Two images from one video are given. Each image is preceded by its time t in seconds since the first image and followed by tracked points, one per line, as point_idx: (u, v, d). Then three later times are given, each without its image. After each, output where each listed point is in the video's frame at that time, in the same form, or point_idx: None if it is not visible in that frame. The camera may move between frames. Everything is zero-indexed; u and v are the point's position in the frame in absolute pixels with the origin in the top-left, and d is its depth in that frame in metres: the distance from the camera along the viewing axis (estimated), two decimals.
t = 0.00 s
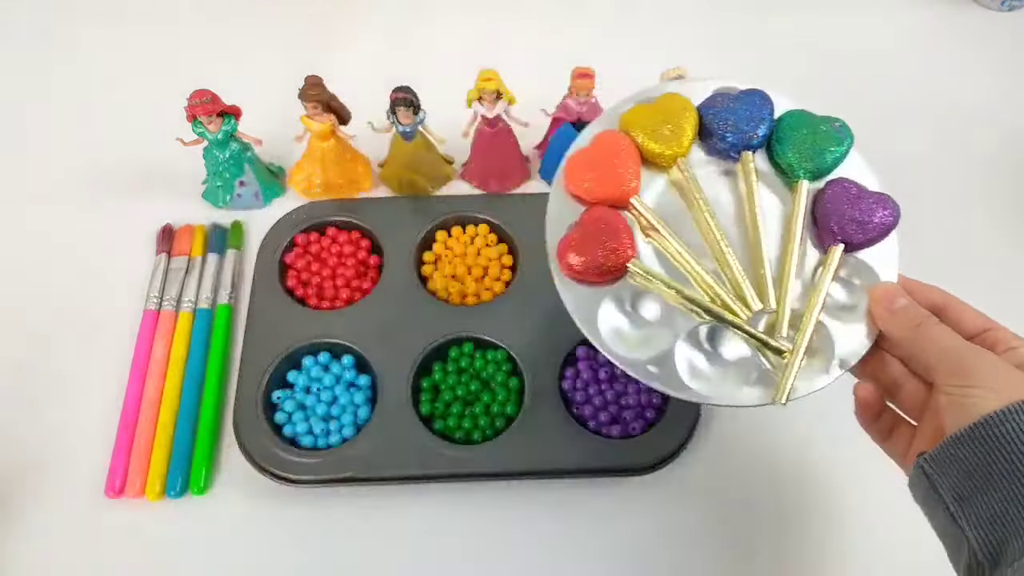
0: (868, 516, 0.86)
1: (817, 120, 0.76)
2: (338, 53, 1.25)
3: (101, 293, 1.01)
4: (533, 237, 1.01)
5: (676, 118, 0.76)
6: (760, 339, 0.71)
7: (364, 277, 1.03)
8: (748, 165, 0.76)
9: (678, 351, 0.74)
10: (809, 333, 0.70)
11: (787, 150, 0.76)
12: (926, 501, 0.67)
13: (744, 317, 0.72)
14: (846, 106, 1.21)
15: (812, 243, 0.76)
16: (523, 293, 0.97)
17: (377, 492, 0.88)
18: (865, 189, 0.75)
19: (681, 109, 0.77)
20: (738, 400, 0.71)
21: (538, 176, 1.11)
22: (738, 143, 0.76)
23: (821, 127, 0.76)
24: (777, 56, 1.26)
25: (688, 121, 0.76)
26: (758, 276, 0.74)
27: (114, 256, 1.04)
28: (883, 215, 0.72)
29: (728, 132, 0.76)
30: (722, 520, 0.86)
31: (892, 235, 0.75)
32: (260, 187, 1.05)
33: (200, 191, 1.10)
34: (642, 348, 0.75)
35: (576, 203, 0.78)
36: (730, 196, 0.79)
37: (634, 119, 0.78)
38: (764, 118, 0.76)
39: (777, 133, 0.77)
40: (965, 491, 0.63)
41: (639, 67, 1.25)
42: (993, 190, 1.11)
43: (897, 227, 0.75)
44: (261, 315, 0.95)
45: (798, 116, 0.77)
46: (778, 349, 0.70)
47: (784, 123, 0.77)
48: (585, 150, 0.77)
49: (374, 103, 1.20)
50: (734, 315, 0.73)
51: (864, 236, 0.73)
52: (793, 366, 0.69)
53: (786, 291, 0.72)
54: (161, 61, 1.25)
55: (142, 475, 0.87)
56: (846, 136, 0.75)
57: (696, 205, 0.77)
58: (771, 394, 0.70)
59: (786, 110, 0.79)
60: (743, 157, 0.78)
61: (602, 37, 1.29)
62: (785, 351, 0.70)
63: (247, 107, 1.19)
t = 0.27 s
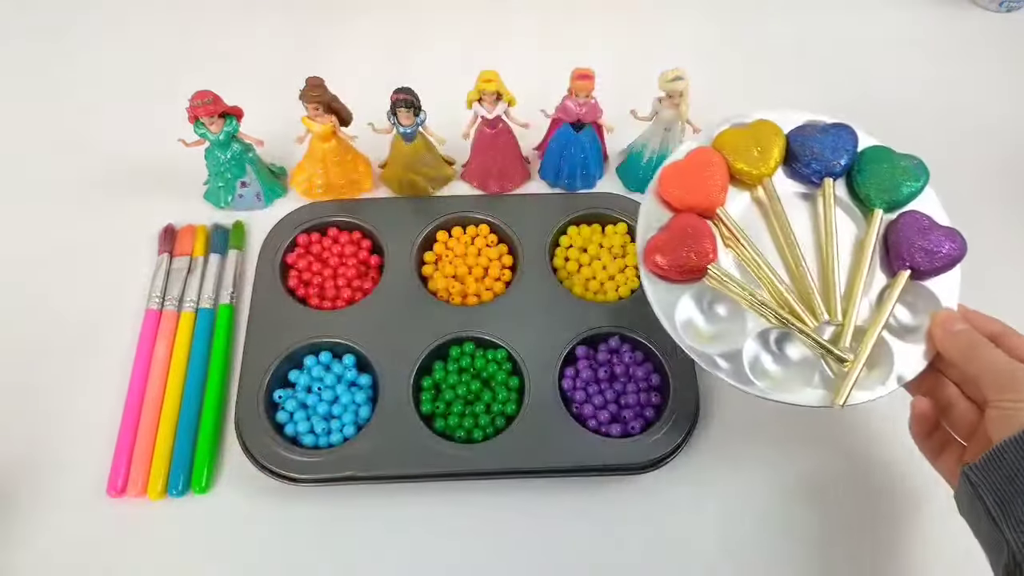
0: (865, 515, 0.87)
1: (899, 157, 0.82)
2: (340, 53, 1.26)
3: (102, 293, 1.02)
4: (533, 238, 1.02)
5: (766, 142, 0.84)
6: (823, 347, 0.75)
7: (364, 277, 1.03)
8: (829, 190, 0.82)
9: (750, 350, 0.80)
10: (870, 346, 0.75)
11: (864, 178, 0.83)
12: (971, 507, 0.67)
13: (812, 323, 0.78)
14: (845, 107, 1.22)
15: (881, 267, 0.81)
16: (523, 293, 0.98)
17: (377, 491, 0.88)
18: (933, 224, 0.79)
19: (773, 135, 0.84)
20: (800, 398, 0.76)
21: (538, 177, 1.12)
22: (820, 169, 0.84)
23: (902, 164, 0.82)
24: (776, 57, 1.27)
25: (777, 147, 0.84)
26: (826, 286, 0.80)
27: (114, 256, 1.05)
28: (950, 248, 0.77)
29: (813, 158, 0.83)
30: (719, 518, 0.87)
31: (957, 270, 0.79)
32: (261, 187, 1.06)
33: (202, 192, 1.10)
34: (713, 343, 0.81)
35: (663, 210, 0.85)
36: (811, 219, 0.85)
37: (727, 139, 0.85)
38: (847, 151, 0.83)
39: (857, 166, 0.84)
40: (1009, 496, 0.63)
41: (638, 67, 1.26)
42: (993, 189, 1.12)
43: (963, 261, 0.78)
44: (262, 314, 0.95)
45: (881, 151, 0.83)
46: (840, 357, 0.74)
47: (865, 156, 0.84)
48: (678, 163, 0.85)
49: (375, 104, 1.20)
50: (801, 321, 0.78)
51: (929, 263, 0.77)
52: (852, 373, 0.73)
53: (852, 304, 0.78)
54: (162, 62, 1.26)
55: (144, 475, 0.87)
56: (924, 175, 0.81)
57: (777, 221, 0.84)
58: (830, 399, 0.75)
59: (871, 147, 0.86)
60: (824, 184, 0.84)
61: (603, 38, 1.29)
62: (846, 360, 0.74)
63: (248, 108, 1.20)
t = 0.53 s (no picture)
0: (864, 514, 0.86)
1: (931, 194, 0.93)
2: (340, 53, 1.26)
3: (103, 293, 1.02)
4: (533, 238, 1.02)
5: (805, 175, 0.95)
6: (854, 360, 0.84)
7: (365, 277, 1.03)
8: (863, 220, 0.93)
9: (784, 360, 0.89)
10: (897, 365, 0.83)
11: (894, 211, 0.93)
12: (992, 518, 0.72)
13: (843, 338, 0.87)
14: (845, 106, 1.22)
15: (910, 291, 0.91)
16: (524, 294, 0.98)
17: (376, 490, 0.89)
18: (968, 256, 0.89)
19: (811, 169, 0.96)
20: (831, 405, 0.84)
21: (538, 178, 1.13)
22: (853, 203, 0.95)
23: (933, 199, 0.92)
24: (775, 57, 1.28)
25: (816, 180, 0.95)
26: (858, 306, 0.89)
27: (115, 256, 1.05)
28: (976, 275, 0.86)
29: (846, 192, 0.95)
30: (718, 517, 0.87)
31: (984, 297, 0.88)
32: (262, 187, 1.06)
33: (202, 192, 1.11)
34: (749, 352, 0.89)
35: (707, 230, 0.96)
36: (844, 247, 0.96)
37: (769, 169, 0.97)
38: (880, 188, 0.94)
39: (889, 200, 0.95)
40: None
41: (638, 67, 1.26)
42: (993, 188, 1.12)
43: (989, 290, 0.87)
44: (262, 314, 0.96)
45: (913, 189, 0.94)
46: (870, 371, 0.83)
47: (897, 192, 0.94)
48: (723, 188, 0.95)
49: (375, 104, 1.21)
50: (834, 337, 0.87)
51: (955, 288, 0.86)
52: (881, 384, 0.82)
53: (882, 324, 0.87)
54: (163, 62, 1.26)
55: (144, 474, 0.87)
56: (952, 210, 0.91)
57: (813, 247, 0.94)
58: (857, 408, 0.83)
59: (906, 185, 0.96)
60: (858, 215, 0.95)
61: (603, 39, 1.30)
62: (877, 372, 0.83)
63: (249, 107, 1.20)
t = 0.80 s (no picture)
0: (864, 514, 0.87)
1: (941, 214, 0.96)
2: (341, 53, 1.26)
3: (103, 293, 1.02)
4: (533, 238, 1.02)
5: (821, 197, 0.98)
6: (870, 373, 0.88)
7: (365, 277, 1.03)
8: (878, 240, 0.97)
9: (803, 370, 0.91)
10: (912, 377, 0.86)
11: (908, 232, 0.96)
12: (1010, 523, 0.74)
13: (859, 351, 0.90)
14: (845, 105, 1.22)
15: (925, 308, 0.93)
16: (524, 294, 0.98)
17: (376, 490, 0.89)
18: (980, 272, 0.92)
19: (826, 191, 0.99)
20: (849, 414, 0.86)
21: (538, 178, 1.13)
22: (866, 224, 0.98)
23: (944, 219, 0.95)
24: (775, 56, 1.28)
25: (832, 201, 0.98)
26: (874, 320, 0.92)
27: (114, 256, 1.05)
28: (987, 291, 0.89)
29: (860, 213, 0.98)
30: (718, 517, 0.87)
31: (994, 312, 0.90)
32: (262, 187, 1.06)
33: (202, 192, 1.11)
34: (768, 364, 0.91)
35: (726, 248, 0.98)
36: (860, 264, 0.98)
37: (787, 191, 0.99)
38: (893, 208, 0.97)
39: (902, 220, 0.98)
40: None
41: (638, 67, 1.26)
42: (994, 188, 1.12)
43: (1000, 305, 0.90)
44: (262, 313, 0.96)
45: (925, 209, 0.97)
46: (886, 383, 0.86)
47: (909, 212, 0.97)
48: (743, 208, 0.98)
49: (375, 104, 1.21)
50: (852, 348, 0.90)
51: (969, 303, 0.89)
52: (898, 395, 0.84)
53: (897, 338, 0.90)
54: (162, 62, 1.26)
55: (144, 474, 0.87)
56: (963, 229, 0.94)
57: (830, 265, 0.97)
58: (874, 417, 0.85)
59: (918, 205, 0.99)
60: (873, 235, 0.98)
61: (603, 39, 1.30)
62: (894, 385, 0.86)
63: (248, 108, 1.20)
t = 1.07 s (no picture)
0: (864, 514, 0.86)
1: (920, 227, 0.99)
2: (341, 53, 1.26)
3: (103, 293, 1.02)
4: (533, 238, 1.02)
5: (806, 215, 1.01)
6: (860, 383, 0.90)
7: (365, 277, 1.03)
8: (862, 257, 0.99)
9: (795, 382, 0.92)
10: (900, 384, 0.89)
11: (890, 246, 0.99)
12: (1004, 523, 0.74)
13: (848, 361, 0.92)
14: (845, 105, 1.22)
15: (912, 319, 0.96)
16: (523, 294, 0.98)
17: (376, 490, 0.89)
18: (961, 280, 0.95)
19: (810, 209, 1.01)
20: (842, 422, 0.88)
21: (538, 178, 1.13)
22: (850, 240, 1.01)
23: (924, 232, 0.98)
24: (775, 56, 1.28)
25: (816, 217, 1.01)
26: (863, 332, 0.94)
27: (114, 256, 1.05)
28: (969, 299, 0.92)
29: (844, 229, 1.00)
30: (718, 517, 0.86)
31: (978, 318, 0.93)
32: (262, 187, 1.07)
33: (201, 192, 1.11)
34: (761, 376, 0.93)
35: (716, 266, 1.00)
36: (845, 280, 1.00)
37: (772, 210, 1.02)
38: (874, 223, 1.00)
39: (885, 235, 1.00)
40: None
41: (638, 67, 1.26)
42: (993, 187, 1.12)
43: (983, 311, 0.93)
44: (262, 314, 0.96)
45: (905, 224, 1.00)
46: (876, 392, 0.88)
47: (890, 228, 1.00)
48: (731, 228, 1.00)
49: (375, 104, 1.21)
50: (841, 359, 0.92)
51: (953, 311, 0.92)
52: (887, 403, 0.87)
53: (884, 348, 0.92)
54: (162, 62, 1.26)
55: (144, 474, 0.87)
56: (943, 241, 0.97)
57: (817, 280, 0.99)
58: (866, 422, 0.88)
59: (898, 219, 1.02)
60: (857, 250, 1.00)
61: (603, 39, 1.30)
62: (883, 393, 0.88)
63: (248, 108, 1.20)
